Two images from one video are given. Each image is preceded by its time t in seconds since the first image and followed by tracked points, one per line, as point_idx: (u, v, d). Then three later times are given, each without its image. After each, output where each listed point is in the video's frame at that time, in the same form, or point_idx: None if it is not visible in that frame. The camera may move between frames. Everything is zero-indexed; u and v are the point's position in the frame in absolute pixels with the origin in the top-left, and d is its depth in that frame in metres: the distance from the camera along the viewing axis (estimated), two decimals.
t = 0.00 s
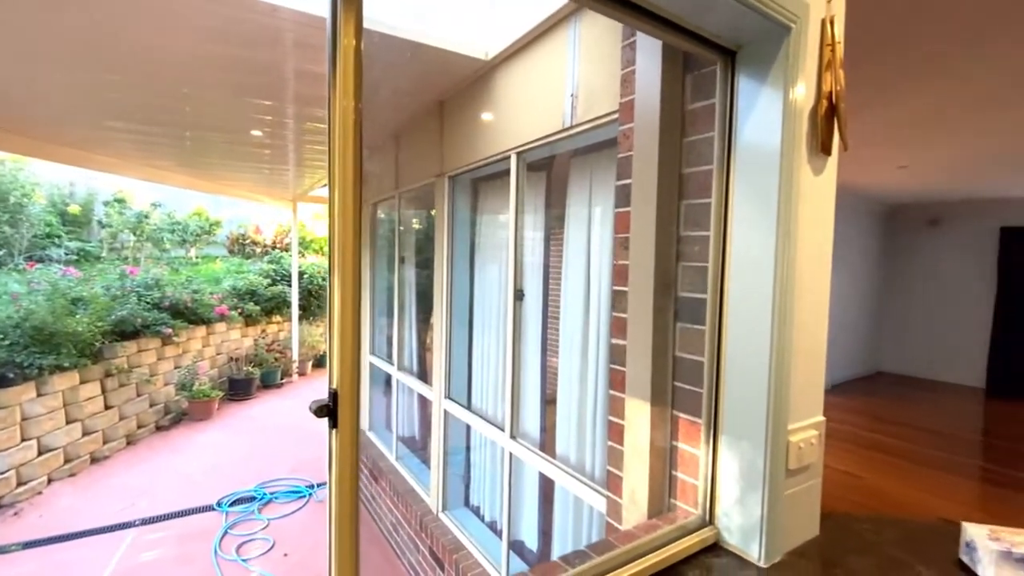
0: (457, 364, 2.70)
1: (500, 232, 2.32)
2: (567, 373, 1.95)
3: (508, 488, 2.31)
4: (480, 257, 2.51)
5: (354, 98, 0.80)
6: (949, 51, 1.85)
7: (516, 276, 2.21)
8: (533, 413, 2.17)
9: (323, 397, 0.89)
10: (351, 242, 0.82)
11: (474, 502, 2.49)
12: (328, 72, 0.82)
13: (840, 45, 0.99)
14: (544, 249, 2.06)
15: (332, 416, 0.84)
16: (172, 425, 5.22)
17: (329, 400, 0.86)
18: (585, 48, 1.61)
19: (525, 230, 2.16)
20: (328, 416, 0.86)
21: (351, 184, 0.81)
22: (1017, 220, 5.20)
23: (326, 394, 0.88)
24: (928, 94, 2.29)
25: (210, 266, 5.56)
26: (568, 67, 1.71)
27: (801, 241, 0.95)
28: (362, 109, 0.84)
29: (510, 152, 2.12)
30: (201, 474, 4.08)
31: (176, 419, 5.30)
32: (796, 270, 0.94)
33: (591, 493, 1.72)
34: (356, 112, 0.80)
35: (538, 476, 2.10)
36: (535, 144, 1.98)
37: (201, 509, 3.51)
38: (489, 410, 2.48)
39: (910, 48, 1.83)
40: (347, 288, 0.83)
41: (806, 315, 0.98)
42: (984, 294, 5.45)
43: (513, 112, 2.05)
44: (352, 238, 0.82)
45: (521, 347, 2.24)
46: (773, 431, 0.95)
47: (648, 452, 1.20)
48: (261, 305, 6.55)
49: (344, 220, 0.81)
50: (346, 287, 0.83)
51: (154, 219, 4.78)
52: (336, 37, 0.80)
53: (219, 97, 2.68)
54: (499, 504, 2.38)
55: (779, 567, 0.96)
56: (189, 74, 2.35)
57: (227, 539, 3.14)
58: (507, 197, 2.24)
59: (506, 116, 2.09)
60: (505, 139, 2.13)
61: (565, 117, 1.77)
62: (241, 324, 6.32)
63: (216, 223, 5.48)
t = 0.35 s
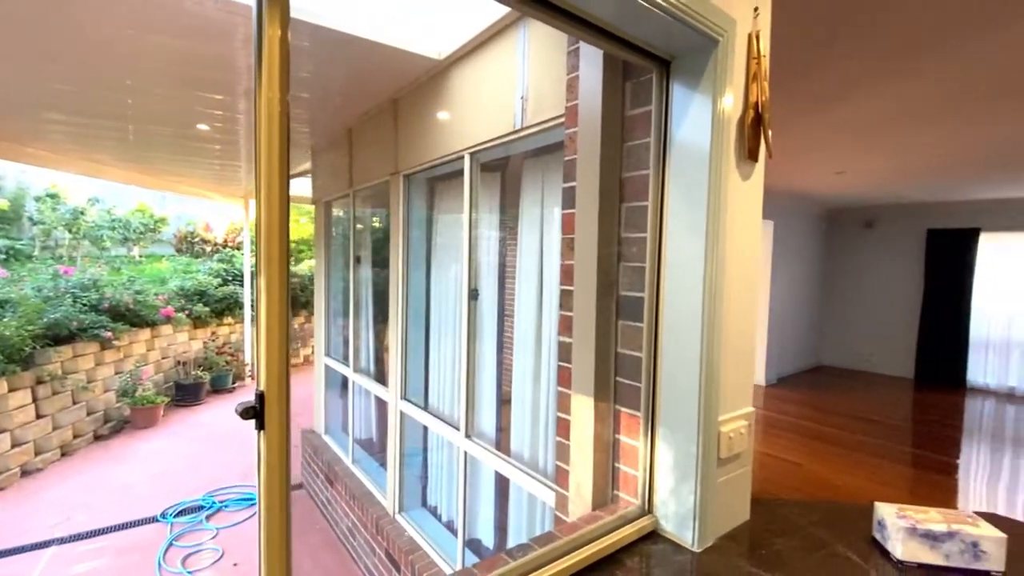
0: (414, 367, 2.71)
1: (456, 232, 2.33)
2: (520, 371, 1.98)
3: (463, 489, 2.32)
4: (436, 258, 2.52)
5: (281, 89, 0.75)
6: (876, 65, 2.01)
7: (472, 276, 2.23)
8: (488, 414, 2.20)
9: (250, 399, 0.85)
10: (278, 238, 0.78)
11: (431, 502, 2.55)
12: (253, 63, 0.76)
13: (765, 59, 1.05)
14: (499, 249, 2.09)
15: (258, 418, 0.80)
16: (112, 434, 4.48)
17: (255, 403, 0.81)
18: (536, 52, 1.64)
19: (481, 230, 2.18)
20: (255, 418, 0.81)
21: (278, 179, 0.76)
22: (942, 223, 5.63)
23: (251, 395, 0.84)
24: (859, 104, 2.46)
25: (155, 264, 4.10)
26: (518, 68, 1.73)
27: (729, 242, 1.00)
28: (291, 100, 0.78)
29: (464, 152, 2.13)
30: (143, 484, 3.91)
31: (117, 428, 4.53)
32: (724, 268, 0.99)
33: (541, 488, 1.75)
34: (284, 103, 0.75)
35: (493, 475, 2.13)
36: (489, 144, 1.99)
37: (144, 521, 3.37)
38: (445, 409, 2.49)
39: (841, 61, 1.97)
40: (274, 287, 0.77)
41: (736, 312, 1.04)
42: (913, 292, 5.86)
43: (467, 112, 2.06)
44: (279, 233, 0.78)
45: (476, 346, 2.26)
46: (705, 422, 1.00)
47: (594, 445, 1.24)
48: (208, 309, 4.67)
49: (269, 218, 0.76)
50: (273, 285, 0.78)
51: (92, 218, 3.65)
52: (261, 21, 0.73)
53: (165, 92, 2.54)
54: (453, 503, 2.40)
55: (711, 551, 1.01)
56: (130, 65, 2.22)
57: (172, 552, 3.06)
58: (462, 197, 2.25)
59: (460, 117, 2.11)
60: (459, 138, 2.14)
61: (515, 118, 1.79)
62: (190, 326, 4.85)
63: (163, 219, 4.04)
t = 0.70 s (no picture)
0: (373, 368, 2.68)
1: (414, 232, 2.33)
2: (479, 369, 1.99)
3: (423, 490, 2.32)
4: (396, 258, 2.50)
5: (204, 80, 0.72)
6: (816, 73, 2.12)
7: (429, 276, 2.24)
8: (447, 415, 2.20)
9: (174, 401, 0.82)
10: (203, 238, 0.74)
11: (392, 504, 2.52)
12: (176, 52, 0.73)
13: (702, 68, 1.09)
14: (457, 249, 2.09)
15: (182, 420, 0.77)
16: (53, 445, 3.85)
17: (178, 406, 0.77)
18: (489, 54, 1.65)
19: (438, 230, 2.19)
20: (178, 421, 0.78)
21: (200, 172, 0.72)
22: (883, 225, 5.96)
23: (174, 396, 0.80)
24: (803, 111, 2.59)
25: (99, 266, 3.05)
26: (473, 69, 1.75)
27: (668, 243, 1.05)
28: (217, 93, 0.75)
29: (419, 152, 2.13)
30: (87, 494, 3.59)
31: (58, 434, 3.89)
32: (661, 268, 1.03)
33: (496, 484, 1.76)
34: (206, 94, 0.71)
35: (453, 476, 2.12)
36: (445, 144, 2.00)
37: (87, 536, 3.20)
38: (404, 410, 2.47)
39: (788, 68, 2.07)
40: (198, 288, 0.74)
41: (674, 309, 1.08)
42: (858, 290, 6.19)
43: (423, 111, 2.06)
44: (203, 232, 0.74)
45: (434, 346, 2.26)
46: (644, 416, 1.04)
47: (544, 441, 1.28)
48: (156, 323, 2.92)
49: (191, 214, 0.73)
50: (197, 284, 0.75)
51: (30, 213, 2.80)
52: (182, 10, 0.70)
53: (113, 94, 2.42)
54: (413, 503, 2.40)
55: (651, 539, 1.05)
56: (68, 60, 2.12)
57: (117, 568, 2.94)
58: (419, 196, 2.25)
59: (417, 115, 2.10)
60: (416, 137, 2.14)
61: (470, 118, 1.81)
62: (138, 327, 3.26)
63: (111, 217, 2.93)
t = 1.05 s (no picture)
0: (331, 370, 2.64)
1: (371, 231, 2.31)
2: (436, 367, 1.99)
3: (382, 493, 2.29)
4: (353, 258, 2.47)
5: (119, 65, 0.69)
6: (763, 79, 2.21)
7: (385, 275, 2.24)
8: (406, 416, 2.19)
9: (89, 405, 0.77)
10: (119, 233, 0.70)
11: (351, 508, 2.48)
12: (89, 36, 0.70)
13: (644, 74, 1.13)
14: (415, 248, 2.09)
15: (96, 424, 0.73)
16: None
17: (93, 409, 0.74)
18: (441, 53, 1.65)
19: (395, 229, 2.19)
20: (94, 425, 0.74)
21: (115, 160, 0.68)
22: (832, 225, 6.25)
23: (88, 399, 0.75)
24: (752, 116, 2.70)
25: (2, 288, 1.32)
26: (427, 69, 1.75)
27: (610, 242, 1.07)
28: (134, 81, 0.72)
29: (375, 151, 2.12)
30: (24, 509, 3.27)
31: None
32: (603, 267, 1.06)
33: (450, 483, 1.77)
34: (120, 80, 0.68)
35: (412, 478, 2.11)
36: (401, 143, 1.99)
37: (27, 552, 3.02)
38: (362, 412, 2.45)
39: (735, 75, 2.16)
40: (113, 286, 0.70)
41: (617, 307, 1.11)
42: (809, 288, 6.48)
43: (378, 108, 2.04)
44: (119, 225, 0.70)
45: (392, 346, 2.26)
46: (588, 411, 1.07)
47: (495, 439, 1.29)
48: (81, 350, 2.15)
49: (103, 204, 0.69)
50: (112, 281, 0.71)
51: None
52: None
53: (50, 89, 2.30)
54: (372, 505, 2.37)
55: (596, 532, 1.08)
56: None
57: None
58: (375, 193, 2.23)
59: (373, 113, 2.08)
60: (372, 134, 2.11)
61: (424, 117, 1.81)
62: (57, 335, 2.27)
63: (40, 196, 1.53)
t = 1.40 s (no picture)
0: (281, 371, 2.57)
1: (322, 229, 2.27)
2: (388, 367, 1.97)
3: (335, 495, 2.25)
4: (304, 256, 2.41)
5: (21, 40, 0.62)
6: (709, 85, 2.30)
7: (333, 275, 2.20)
8: (357, 415, 2.16)
9: None
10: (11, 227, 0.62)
11: (304, 512, 2.41)
12: None
13: (585, 78, 1.15)
14: (366, 246, 2.06)
15: None
16: None
17: None
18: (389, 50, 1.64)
19: (346, 227, 2.15)
20: None
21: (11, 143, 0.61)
22: (781, 226, 6.53)
23: None
24: (701, 121, 2.80)
25: None
26: (375, 65, 1.73)
27: (551, 241, 1.09)
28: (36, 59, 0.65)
29: (323, 147, 2.08)
30: None
31: None
32: (544, 266, 1.08)
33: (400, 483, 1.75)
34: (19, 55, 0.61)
35: (364, 480, 2.08)
36: (350, 140, 1.96)
37: None
38: (314, 415, 2.39)
39: (682, 81, 2.23)
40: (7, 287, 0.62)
41: (558, 304, 1.13)
42: (759, 286, 6.76)
43: (328, 104, 2.00)
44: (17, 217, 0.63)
45: (342, 346, 2.22)
46: (530, 408, 1.08)
47: (441, 439, 1.29)
48: None
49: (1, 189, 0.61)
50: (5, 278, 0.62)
51: None
52: None
53: None
54: (324, 510, 2.31)
55: (538, 527, 1.10)
56: None
57: None
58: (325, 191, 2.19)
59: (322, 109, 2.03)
60: (321, 130, 2.07)
61: (373, 115, 1.79)
62: None
63: None
